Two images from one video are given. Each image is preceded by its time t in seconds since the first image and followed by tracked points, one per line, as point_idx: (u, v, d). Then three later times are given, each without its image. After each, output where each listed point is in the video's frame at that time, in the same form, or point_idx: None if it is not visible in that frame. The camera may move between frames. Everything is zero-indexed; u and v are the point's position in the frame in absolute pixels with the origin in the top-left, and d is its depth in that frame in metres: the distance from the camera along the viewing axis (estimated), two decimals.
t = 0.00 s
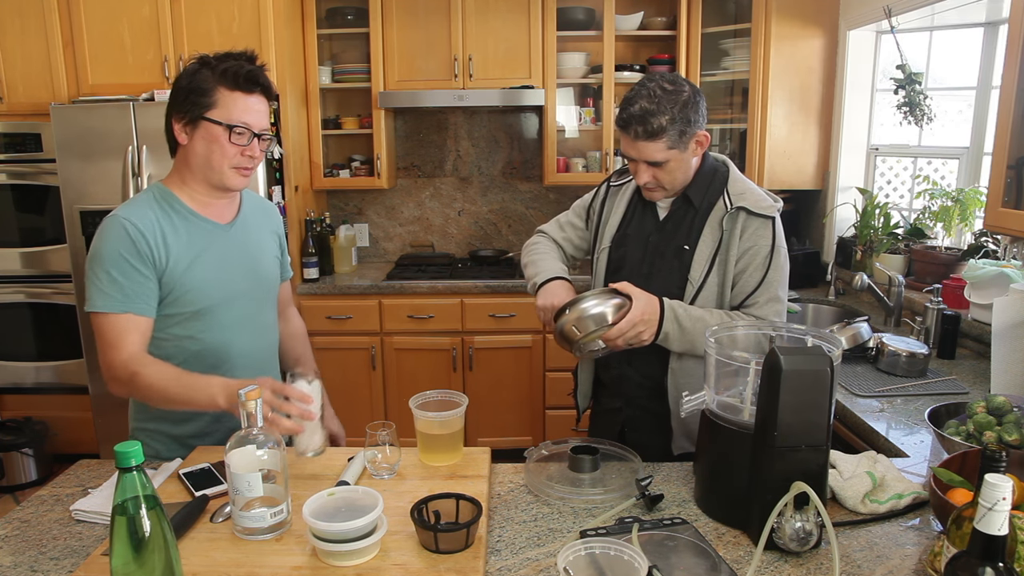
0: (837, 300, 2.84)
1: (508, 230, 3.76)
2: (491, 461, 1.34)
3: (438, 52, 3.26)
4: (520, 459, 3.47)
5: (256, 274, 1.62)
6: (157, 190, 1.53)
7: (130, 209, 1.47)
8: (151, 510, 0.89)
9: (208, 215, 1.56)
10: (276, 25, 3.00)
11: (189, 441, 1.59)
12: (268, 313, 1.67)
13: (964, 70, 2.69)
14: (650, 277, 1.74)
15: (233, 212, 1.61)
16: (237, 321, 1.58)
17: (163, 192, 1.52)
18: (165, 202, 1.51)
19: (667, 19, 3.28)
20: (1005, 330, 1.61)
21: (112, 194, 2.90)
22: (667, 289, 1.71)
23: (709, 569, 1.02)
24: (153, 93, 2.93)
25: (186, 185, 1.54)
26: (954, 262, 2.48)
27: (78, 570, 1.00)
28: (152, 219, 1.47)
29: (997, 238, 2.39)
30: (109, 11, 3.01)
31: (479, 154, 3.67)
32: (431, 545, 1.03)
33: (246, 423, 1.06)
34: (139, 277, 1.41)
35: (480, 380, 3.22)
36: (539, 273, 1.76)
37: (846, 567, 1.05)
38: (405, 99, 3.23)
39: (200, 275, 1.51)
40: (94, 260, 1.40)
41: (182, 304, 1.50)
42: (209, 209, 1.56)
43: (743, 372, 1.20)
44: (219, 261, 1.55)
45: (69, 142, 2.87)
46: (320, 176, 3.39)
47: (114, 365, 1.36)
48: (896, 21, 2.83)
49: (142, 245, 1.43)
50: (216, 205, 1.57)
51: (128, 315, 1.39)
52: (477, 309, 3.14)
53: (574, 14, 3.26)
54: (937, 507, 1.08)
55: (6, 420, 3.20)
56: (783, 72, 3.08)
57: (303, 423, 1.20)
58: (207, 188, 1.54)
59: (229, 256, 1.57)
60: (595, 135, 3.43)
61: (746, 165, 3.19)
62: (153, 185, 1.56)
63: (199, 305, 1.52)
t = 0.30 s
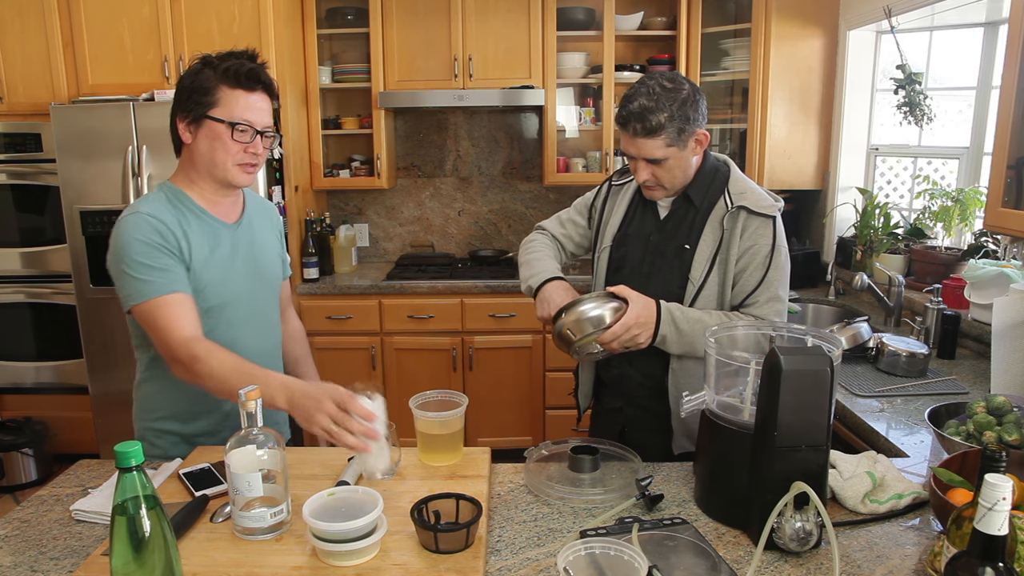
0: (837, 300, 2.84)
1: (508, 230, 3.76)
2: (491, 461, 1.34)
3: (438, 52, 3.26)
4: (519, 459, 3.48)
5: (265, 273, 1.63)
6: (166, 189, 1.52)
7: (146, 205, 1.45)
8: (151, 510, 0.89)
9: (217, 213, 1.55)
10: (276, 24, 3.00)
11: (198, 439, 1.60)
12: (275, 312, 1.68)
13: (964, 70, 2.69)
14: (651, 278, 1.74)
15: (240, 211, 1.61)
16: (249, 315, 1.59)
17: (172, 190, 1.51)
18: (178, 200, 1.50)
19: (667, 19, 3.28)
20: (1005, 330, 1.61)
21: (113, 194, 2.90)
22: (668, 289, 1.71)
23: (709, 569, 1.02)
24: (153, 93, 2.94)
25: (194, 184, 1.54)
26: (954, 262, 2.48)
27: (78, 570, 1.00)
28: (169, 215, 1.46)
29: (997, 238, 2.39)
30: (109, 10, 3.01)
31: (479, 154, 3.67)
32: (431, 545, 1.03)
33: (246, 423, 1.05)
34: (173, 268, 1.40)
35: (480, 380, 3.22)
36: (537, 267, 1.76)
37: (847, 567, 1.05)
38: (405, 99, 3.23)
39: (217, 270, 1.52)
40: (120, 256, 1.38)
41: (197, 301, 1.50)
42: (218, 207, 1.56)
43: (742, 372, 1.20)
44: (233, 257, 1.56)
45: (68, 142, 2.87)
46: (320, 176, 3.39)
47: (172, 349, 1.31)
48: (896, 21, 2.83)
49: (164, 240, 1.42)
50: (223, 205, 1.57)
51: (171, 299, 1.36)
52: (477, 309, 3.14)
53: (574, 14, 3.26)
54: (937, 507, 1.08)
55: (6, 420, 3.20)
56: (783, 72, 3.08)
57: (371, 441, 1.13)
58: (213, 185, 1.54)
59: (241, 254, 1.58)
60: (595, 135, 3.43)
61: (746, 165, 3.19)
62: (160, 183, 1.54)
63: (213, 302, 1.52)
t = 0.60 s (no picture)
0: (837, 300, 2.84)
1: (508, 230, 3.76)
2: (491, 461, 1.34)
3: (438, 52, 3.26)
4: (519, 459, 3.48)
5: (275, 273, 1.64)
6: (177, 189, 1.51)
7: (161, 207, 1.45)
8: (150, 510, 0.89)
9: (227, 212, 1.56)
10: (276, 24, 3.00)
11: (214, 437, 1.61)
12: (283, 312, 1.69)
13: (964, 70, 2.69)
14: (651, 278, 1.74)
15: (248, 211, 1.62)
16: (261, 314, 1.60)
17: (183, 190, 1.51)
18: (191, 200, 1.50)
19: (667, 19, 3.28)
20: (1005, 330, 1.61)
21: (113, 194, 2.90)
22: (668, 289, 1.71)
23: (709, 569, 1.02)
24: (153, 93, 2.94)
25: (204, 184, 1.54)
26: (954, 262, 2.48)
27: (77, 570, 1.00)
28: (185, 216, 1.46)
29: (997, 238, 2.39)
30: (109, 10, 3.01)
31: (479, 154, 3.67)
32: (431, 545, 1.03)
33: (246, 423, 1.05)
34: (197, 268, 1.40)
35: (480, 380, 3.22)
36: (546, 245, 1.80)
37: (846, 567, 1.05)
38: (405, 99, 3.23)
39: (232, 270, 1.52)
40: (141, 258, 1.37)
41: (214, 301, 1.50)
42: (227, 206, 1.56)
43: (742, 372, 1.20)
44: (246, 255, 1.56)
45: (68, 142, 2.87)
46: (320, 176, 3.39)
47: (198, 351, 1.30)
48: (896, 21, 2.83)
49: (183, 241, 1.42)
50: (233, 203, 1.57)
51: (198, 297, 1.35)
52: (477, 309, 3.14)
53: (574, 14, 3.26)
54: (937, 507, 1.08)
55: (6, 420, 3.20)
56: (783, 72, 3.08)
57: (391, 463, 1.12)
58: (223, 185, 1.54)
59: (254, 254, 1.58)
60: (595, 135, 3.43)
61: (746, 165, 3.19)
62: (171, 184, 1.54)
63: (229, 302, 1.52)
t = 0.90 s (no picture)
0: (837, 300, 2.84)
1: (508, 230, 3.76)
2: (491, 461, 1.34)
3: (438, 52, 3.26)
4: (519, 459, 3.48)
5: (287, 271, 1.64)
6: (189, 189, 1.51)
7: (173, 207, 1.45)
8: (151, 510, 0.89)
9: (239, 211, 1.56)
10: (276, 24, 3.00)
11: (221, 436, 1.61)
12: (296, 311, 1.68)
13: (964, 70, 2.69)
14: (649, 279, 1.73)
15: (260, 210, 1.62)
16: (274, 312, 1.60)
17: (196, 189, 1.51)
18: (202, 199, 1.50)
19: (667, 19, 3.29)
20: (1005, 330, 1.61)
21: (113, 194, 2.90)
22: (666, 289, 1.71)
23: (709, 569, 1.02)
24: (153, 94, 2.94)
25: (217, 183, 1.55)
26: (954, 262, 2.48)
27: (78, 570, 1.00)
28: (197, 216, 1.46)
29: (997, 238, 2.39)
30: (109, 10, 3.01)
31: (479, 154, 3.67)
32: (431, 545, 1.03)
33: (246, 422, 1.05)
34: (206, 269, 1.40)
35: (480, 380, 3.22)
36: (576, 220, 1.78)
37: (847, 567, 1.05)
38: (405, 99, 3.23)
39: (244, 267, 1.52)
40: (152, 258, 1.38)
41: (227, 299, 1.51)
42: (239, 206, 1.56)
43: (742, 372, 1.20)
44: (258, 253, 1.56)
45: (68, 142, 2.87)
46: (320, 176, 3.39)
47: (199, 353, 1.30)
48: (896, 21, 2.83)
49: (193, 241, 1.42)
50: (246, 202, 1.58)
51: (204, 299, 1.35)
52: (477, 309, 3.14)
53: (574, 14, 3.26)
54: (937, 507, 1.08)
55: (6, 420, 3.20)
56: (783, 72, 3.08)
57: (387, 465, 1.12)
58: (236, 184, 1.55)
59: (266, 253, 1.58)
60: (595, 135, 3.43)
61: (746, 165, 3.19)
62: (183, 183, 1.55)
63: (242, 300, 1.52)
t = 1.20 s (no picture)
0: (838, 300, 2.84)
1: (508, 230, 3.76)
2: (491, 461, 1.34)
3: (438, 53, 3.26)
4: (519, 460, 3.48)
5: (312, 265, 1.63)
6: (217, 184, 1.52)
7: (198, 200, 1.46)
8: (151, 510, 0.90)
9: (265, 205, 1.56)
10: (276, 24, 3.00)
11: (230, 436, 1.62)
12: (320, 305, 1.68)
13: (964, 70, 2.69)
14: (652, 278, 1.73)
15: (285, 206, 1.62)
16: (298, 308, 1.59)
17: (223, 184, 1.52)
18: (227, 193, 1.50)
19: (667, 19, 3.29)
20: (1005, 330, 1.61)
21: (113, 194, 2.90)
22: (668, 289, 1.71)
23: (709, 569, 1.02)
24: (152, 94, 2.95)
25: (246, 177, 1.55)
26: (954, 262, 2.48)
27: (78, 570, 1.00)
28: (223, 209, 1.46)
29: (997, 238, 2.39)
30: (108, 10, 3.01)
31: (479, 154, 3.67)
32: (431, 545, 1.03)
33: (246, 422, 1.06)
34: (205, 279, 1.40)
35: (480, 380, 3.22)
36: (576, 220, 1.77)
37: (847, 567, 1.05)
38: (405, 99, 3.23)
39: (269, 261, 1.52)
40: (156, 254, 1.39)
41: (251, 293, 1.50)
42: (265, 200, 1.56)
43: (742, 372, 1.19)
44: (283, 247, 1.55)
45: (68, 142, 2.87)
46: (320, 176, 3.39)
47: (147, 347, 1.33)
48: (896, 21, 2.83)
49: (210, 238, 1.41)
50: (269, 198, 1.57)
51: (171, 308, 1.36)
52: (477, 309, 3.14)
53: (574, 14, 3.27)
54: (937, 507, 1.08)
55: (6, 420, 3.20)
56: (782, 72, 3.08)
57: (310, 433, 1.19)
58: (266, 177, 1.55)
59: (291, 245, 1.58)
60: (595, 135, 3.43)
61: (746, 165, 3.19)
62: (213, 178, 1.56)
63: (267, 293, 1.52)
